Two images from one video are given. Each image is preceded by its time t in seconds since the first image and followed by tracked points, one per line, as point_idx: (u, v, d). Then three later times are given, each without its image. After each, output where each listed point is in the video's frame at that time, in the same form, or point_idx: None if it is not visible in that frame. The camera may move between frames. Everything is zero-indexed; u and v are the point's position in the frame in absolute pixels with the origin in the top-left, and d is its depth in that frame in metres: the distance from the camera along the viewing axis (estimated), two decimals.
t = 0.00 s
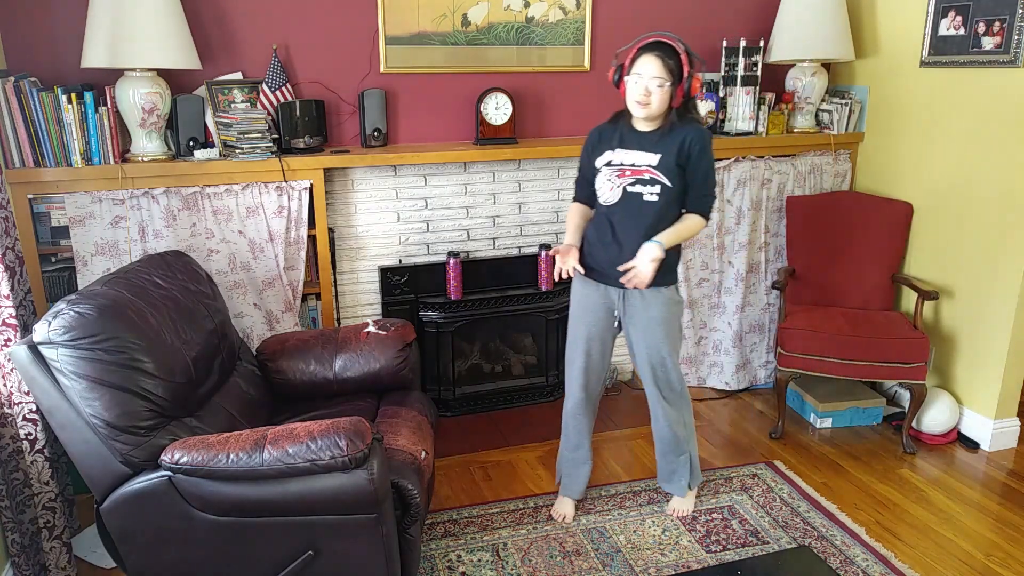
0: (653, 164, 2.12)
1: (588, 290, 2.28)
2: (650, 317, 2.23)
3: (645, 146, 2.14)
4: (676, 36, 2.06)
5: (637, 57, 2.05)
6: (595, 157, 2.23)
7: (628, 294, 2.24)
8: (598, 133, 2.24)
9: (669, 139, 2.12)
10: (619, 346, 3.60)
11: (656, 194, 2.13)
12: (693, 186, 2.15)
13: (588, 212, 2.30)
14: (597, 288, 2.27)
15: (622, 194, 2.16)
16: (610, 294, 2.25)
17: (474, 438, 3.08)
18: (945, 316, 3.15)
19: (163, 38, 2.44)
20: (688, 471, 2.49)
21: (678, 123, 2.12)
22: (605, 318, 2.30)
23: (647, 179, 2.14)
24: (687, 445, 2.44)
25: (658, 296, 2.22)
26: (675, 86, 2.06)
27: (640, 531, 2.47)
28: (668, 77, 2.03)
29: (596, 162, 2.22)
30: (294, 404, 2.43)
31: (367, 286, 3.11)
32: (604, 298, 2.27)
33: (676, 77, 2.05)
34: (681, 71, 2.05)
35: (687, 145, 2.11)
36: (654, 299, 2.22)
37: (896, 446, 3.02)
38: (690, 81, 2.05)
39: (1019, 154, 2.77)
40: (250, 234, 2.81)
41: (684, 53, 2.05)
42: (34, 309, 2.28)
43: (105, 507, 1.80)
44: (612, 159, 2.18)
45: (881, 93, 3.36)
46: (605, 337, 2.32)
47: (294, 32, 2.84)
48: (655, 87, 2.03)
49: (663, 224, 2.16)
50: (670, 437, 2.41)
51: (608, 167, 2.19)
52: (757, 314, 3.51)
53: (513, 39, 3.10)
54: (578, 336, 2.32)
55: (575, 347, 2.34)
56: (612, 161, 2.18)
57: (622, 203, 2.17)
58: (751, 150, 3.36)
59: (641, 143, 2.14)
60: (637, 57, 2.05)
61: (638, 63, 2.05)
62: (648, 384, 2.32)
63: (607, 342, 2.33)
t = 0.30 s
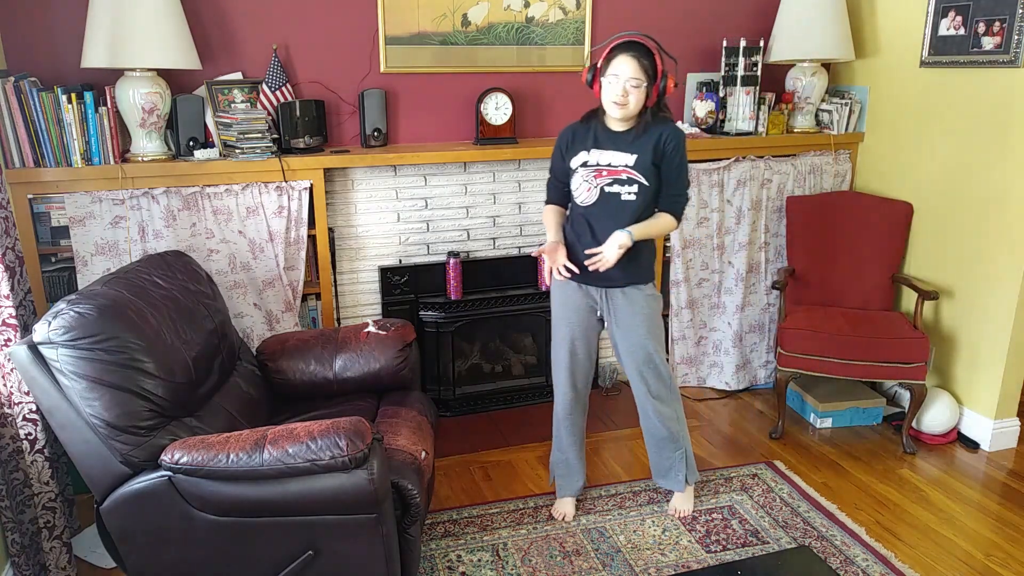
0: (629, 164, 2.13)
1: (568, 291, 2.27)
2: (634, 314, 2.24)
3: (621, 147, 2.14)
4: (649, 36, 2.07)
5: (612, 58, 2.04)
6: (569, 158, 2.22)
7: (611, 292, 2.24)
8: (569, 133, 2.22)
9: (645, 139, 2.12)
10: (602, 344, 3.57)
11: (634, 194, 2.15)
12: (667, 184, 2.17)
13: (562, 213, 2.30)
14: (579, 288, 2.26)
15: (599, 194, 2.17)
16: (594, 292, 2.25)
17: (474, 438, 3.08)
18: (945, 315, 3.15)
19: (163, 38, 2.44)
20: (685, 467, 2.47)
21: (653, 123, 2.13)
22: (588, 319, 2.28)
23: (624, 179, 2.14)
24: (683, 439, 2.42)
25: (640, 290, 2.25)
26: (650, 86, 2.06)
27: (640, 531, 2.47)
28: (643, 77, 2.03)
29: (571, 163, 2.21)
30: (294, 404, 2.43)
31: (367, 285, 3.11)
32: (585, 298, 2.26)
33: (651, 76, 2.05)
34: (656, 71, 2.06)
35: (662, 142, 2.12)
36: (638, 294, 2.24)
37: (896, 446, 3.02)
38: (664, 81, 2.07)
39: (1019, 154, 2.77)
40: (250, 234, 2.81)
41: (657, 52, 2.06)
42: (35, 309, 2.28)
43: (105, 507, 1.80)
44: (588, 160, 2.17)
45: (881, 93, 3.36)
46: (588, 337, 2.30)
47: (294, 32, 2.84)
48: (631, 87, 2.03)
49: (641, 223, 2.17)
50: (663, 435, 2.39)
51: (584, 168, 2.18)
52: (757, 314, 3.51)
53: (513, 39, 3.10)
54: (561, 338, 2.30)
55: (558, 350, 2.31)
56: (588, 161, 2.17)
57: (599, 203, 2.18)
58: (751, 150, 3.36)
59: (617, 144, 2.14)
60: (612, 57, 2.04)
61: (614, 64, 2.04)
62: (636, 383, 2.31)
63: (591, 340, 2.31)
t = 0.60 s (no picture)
0: (613, 163, 2.14)
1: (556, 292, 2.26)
2: (624, 312, 2.25)
3: (604, 147, 2.14)
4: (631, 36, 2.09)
5: (596, 57, 2.05)
6: (550, 158, 2.20)
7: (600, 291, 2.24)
8: (548, 133, 2.21)
9: (628, 138, 2.13)
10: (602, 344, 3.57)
11: (619, 193, 2.15)
12: (649, 182, 2.19)
13: (544, 213, 2.29)
14: (567, 288, 2.25)
15: (584, 194, 2.16)
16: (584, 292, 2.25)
17: (474, 438, 3.08)
18: (945, 316, 3.15)
19: (163, 38, 2.44)
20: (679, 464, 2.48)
21: (635, 122, 2.15)
22: (578, 320, 2.28)
23: (609, 178, 2.15)
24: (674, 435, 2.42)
25: (628, 288, 2.26)
26: (633, 86, 2.09)
27: (640, 531, 2.47)
28: (627, 77, 2.05)
29: (553, 163, 2.20)
30: (294, 404, 2.43)
31: (367, 285, 3.11)
32: (574, 299, 2.25)
33: (634, 76, 2.07)
34: (639, 71, 2.08)
35: (646, 141, 2.14)
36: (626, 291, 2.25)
37: (896, 447, 3.02)
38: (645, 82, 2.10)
39: (1019, 154, 2.77)
40: (250, 234, 2.81)
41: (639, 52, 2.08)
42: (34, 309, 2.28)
43: (105, 507, 1.80)
44: (571, 160, 2.17)
45: (881, 94, 3.36)
46: (578, 337, 2.29)
47: (294, 32, 2.84)
48: (616, 87, 2.05)
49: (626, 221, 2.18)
50: (656, 433, 2.39)
51: (568, 168, 2.17)
52: (757, 314, 3.51)
53: (513, 39, 3.10)
54: (552, 342, 2.29)
55: (550, 354, 2.30)
56: (571, 161, 2.17)
57: (584, 204, 2.17)
58: (751, 150, 3.36)
59: (601, 143, 2.15)
60: (597, 57, 2.05)
61: (597, 63, 2.05)
62: (630, 383, 2.31)
63: (582, 340, 2.30)
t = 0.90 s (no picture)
0: (607, 162, 2.15)
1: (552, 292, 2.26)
2: (620, 309, 2.26)
3: (596, 146, 2.15)
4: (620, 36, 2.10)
5: (589, 57, 2.06)
6: (541, 160, 2.19)
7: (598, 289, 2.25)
8: (535, 135, 2.20)
9: (620, 138, 2.15)
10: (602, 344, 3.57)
11: (614, 191, 2.16)
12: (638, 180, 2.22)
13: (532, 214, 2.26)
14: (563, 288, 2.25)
15: (580, 194, 2.16)
16: (581, 291, 2.24)
17: (474, 439, 3.08)
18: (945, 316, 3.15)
19: (163, 38, 2.44)
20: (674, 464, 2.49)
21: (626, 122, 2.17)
22: (575, 320, 2.27)
23: (603, 177, 2.16)
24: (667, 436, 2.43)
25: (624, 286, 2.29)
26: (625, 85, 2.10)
27: (640, 531, 2.47)
28: (620, 76, 2.07)
29: (544, 164, 2.19)
30: (294, 404, 2.43)
31: (367, 286, 3.11)
32: (571, 298, 2.25)
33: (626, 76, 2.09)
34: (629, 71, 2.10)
35: (637, 139, 2.17)
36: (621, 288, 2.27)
37: (897, 446, 3.02)
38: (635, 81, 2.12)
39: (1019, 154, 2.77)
40: (250, 234, 2.81)
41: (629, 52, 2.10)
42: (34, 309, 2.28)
43: (105, 507, 1.80)
44: (563, 160, 2.16)
45: (881, 94, 3.36)
46: (575, 337, 2.29)
47: (294, 32, 2.84)
48: (610, 87, 2.06)
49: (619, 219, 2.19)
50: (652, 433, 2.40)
51: (561, 169, 2.16)
52: (758, 314, 3.51)
53: (513, 39, 3.10)
54: (549, 343, 2.28)
55: (548, 355, 2.29)
56: (564, 162, 2.16)
57: (579, 203, 2.17)
58: (751, 150, 3.36)
59: (593, 143, 2.15)
60: (589, 57, 2.06)
61: (588, 64, 2.06)
62: (625, 383, 2.32)
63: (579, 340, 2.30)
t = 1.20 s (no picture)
0: (604, 161, 2.15)
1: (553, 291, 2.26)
2: (620, 308, 2.27)
3: (592, 147, 2.16)
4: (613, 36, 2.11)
5: (585, 58, 2.05)
6: (538, 161, 2.19)
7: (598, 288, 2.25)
8: (531, 137, 2.19)
9: (616, 138, 2.16)
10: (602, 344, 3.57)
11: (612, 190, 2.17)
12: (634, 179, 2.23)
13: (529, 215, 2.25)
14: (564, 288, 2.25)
15: (579, 194, 2.17)
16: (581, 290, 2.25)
17: (474, 439, 3.08)
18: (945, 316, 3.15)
19: (163, 38, 2.44)
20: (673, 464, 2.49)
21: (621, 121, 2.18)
22: (575, 320, 2.27)
23: (601, 176, 2.16)
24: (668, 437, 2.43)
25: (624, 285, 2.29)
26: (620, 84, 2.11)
27: (640, 531, 2.47)
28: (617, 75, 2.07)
29: (542, 166, 2.18)
30: (294, 404, 2.43)
31: (367, 286, 3.11)
32: (571, 297, 2.25)
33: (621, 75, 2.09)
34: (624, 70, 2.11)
35: (633, 139, 2.18)
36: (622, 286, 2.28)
37: (897, 446, 3.02)
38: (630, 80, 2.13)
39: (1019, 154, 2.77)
40: (250, 234, 2.81)
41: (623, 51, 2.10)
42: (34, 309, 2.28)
43: (105, 507, 1.80)
44: (560, 161, 2.16)
45: (881, 93, 3.36)
46: (575, 336, 2.29)
47: (294, 32, 2.84)
48: (607, 87, 2.06)
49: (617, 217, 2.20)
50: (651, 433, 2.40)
51: (558, 170, 2.16)
52: (757, 314, 3.51)
53: (513, 39, 3.10)
54: (549, 343, 2.28)
55: (548, 355, 2.29)
56: (561, 162, 2.16)
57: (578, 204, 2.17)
58: (750, 150, 3.36)
59: (589, 144, 2.16)
60: (585, 58, 2.05)
61: (585, 64, 2.05)
62: (625, 383, 2.32)
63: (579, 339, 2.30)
